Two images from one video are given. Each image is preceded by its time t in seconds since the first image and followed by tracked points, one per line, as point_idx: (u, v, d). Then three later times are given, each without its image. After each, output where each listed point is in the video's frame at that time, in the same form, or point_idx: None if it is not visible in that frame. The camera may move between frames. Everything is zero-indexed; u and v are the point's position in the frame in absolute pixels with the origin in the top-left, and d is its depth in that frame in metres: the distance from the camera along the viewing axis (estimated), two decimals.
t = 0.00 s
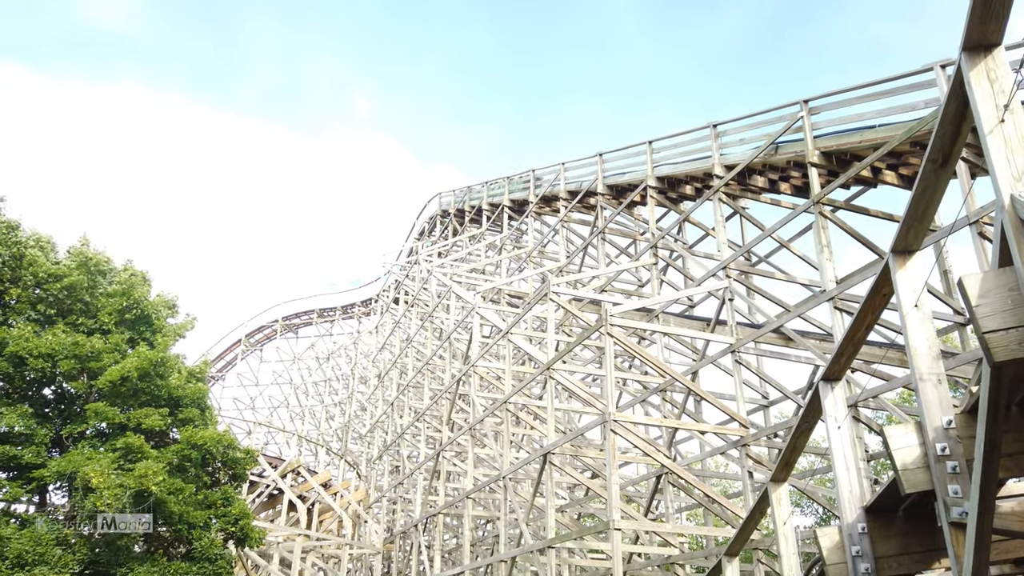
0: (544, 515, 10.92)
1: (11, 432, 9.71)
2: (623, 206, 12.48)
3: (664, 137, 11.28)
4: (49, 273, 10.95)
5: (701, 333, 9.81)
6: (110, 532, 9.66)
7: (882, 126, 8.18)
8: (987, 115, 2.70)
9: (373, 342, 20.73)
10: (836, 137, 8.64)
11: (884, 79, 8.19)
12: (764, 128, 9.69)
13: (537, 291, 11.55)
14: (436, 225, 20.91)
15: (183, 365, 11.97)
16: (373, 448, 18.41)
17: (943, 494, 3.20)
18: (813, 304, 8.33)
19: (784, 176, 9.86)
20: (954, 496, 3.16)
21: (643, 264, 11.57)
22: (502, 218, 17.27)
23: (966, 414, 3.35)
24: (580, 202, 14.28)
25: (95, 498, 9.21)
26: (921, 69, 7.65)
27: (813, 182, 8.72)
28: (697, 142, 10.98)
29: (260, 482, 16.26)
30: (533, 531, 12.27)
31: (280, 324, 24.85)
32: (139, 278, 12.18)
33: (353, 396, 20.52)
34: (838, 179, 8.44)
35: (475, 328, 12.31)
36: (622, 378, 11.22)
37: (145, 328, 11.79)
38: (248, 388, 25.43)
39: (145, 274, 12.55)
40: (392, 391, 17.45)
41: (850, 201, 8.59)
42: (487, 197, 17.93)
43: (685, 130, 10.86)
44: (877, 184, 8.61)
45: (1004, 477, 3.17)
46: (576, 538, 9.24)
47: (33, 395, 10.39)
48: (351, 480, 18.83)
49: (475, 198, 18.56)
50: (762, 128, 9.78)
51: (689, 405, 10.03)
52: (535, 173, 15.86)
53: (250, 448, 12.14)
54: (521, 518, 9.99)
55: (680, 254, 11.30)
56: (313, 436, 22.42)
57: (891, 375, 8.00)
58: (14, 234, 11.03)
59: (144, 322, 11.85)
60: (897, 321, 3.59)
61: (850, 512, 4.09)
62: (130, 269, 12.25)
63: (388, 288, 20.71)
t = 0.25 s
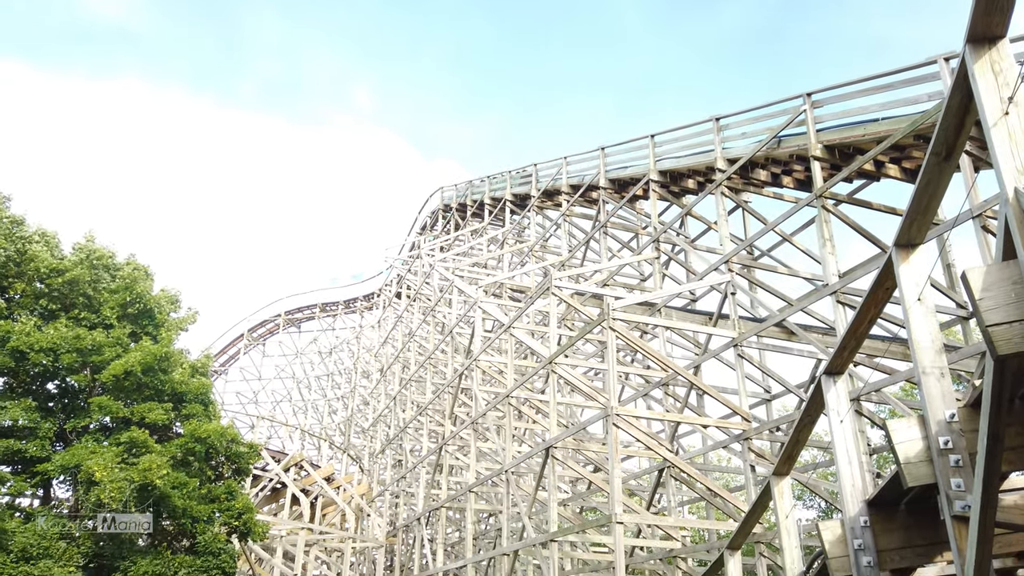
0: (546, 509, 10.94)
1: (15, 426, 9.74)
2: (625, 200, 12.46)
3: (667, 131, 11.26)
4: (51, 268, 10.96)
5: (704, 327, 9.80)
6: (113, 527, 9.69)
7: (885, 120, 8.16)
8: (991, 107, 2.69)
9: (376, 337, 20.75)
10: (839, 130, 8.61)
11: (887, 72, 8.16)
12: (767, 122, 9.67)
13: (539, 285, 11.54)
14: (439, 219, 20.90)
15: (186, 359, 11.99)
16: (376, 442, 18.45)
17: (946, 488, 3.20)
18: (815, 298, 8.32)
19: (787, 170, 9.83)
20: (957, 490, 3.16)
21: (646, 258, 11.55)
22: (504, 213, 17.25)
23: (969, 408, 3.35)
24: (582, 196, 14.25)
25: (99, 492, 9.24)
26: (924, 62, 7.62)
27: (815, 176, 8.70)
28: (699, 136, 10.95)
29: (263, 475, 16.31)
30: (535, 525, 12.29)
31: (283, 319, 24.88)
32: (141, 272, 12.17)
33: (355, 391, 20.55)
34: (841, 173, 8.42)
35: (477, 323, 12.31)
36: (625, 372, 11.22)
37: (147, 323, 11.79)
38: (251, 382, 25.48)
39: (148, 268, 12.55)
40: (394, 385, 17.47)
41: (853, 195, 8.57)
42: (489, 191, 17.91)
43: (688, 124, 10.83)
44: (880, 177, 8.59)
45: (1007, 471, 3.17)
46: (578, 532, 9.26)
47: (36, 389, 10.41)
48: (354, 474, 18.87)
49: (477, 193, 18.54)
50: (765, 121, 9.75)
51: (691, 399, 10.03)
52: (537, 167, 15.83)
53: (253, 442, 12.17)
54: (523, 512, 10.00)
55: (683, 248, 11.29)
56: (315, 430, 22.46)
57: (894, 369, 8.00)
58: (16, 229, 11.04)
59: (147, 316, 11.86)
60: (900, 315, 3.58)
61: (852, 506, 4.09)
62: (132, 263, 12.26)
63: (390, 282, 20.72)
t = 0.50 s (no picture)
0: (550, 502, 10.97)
1: (21, 420, 9.80)
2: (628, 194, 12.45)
3: (670, 124, 11.23)
4: (54, 263, 10.98)
5: (707, 321, 9.80)
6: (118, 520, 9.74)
7: (889, 112, 8.14)
8: (996, 99, 2.68)
9: (379, 331, 20.78)
10: (843, 123, 8.59)
11: (891, 65, 8.13)
12: (770, 115, 9.64)
13: (542, 279, 11.53)
14: (441, 213, 20.90)
15: (191, 353, 12.02)
16: (380, 436, 18.51)
17: (950, 481, 3.20)
18: (819, 291, 8.32)
19: (790, 164, 9.82)
20: (960, 483, 3.16)
21: (649, 252, 11.55)
22: (507, 206, 17.24)
23: (973, 401, 3.35)
24: (585, 190, 14.24)
25: (104, 485, 9.29)
26: (928, 55, 7.60)
27: (819, 169, 8.68)
28: (702, 129, 10.93)
29: (267, 469, 16.36)
30: (539, 518, 12.33)
31: (286, 313, 24.92)
32: (146, 267, 12.19)
33: (359, 385, 20.59)
34: (844, 166, 8.40)
35: (480, 317, 12.32)
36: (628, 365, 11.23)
37: (151, 317, 11.82)
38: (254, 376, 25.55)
39: (153, 263, 12.57)
40: (398, 379, 17.50)
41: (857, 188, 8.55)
42: (492, 184, 17.90)
43: (691, 117, 10.81)
44: (884, 170, 8.57)
45: (1011, 464, 3.17)
46: (582, 525, 9.28)
47: (41, 383, 10.46)
48: (358, 467, 18.93)
49: (480, 187, 18.54)
50: (768, 114, 9.73)
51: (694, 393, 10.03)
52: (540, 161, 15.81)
53: (258, 436, 12.21)
54: (526, 505, 10.02)
55: (686, 242, 11.28)
56: (319, 424, 22.53)
57: (897, 362, 7.99)
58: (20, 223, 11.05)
59: (151, 311, 11.88)
60: (905, 308, 3.58)
61: (856, 499, 4.10)
62: (136, 258, 12.28)
63: (393, 276, 20.73)
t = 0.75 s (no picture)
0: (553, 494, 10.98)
1: (25, 413, 9.83)
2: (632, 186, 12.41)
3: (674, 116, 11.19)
4: (56, 257, 10.96)
5: (711, 313, 9.78)
6: (122, 513, 9.77)
7: (894, 104, 8.09)
8: (1003, 89, 2.66)
9: (382, 324, 20.78)
10: (848, 114, 8.54)
11: (897, 56, 8.08)
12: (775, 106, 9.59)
13: (546, 272, 11.51)
14: (445, 206, 20.86)
15: (195, 346, 12.03)
16: (384, 428, 18.55)
17: (954, 473, 3.19)
18: (823, 283, 8.29)
19: (795, 155, 9.78)
20: (965, 475, 3.15)
21: (652, 245, 11.52)
22: (510, 199, 17.20)
23: (977, 393, 3.34)
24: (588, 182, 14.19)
25: (109, 478, 9.32)
26: (934, 45, 7.55)
27: (824, 161, 8.64)
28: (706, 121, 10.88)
29: (271, 461, 16.39)
30: (542, 510, 12.34)
31: (290, 306, 24.94)
32: (149, 260, 12.17)
33: (363, 377, 20.62)
34: (849, 158, 8.36)
35: (483, 309, 12.30)
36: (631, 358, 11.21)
37: (155, 311, 11.82)
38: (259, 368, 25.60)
39: (156, 256, 12.55)
40: (401, 372, 17.51)
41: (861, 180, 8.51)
42: (495, 177, 17.85)
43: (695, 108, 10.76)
44: (889, 162, 8.52)
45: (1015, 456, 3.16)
46: (585, 517, 9.29)
47: (46, 376, 10.49)
48: (362, 459, 18.97)
49: (483, 179, 18.49)
50: (772, 106, 9.68)
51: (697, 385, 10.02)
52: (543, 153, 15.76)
53: (262, 428, 12.22)
54: (530, 497, 10.03)
55: (689, 234, 11.25)
56: (323, 417, 22.57)
57: (901, 354, 7.97)
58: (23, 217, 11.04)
59: (155, 304, 11.88)
60: (909, 300, 3.56)
61: (859, 491, 4.09)
62: (140, 251, 12.27)
63: (397, 269, 20.71)
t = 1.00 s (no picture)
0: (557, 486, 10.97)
1: (30, 405, 9.86)
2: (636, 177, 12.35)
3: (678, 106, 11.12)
4: (59, 250, 10.97)
5: (715, 305, 9.74)
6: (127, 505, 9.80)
7: (901, 93, 8.01)
8: (1011, 77, 2.62)
9: (386, 316, 20.77)
10: (854, 104, 8.47)
11: (903, 45, 8.00)
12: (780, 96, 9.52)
13: (549, 264, 11.47)
14: (448, 198, 20.82)
15: (199, 339, 12.05)
16: (388, 420, 18.56)
17: (960, 465, 3.16)
18: (829, 275, 8.24)
19: (800, 146, 9.71)
20: (971, 466, 3.12)
21: (657, 236, 11.47)
22: (514, 190, 17.15)
23: (984, 384, 3.30)
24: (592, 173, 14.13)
25: (114, 469, 9.35)
26: (942, 34, 7.47)
27: (829, 151, 8.57)
28: (711, 111, 10.82)
29: (276, 453, 16.44)
30: (546, 502, 12.35)
31: (294, 298, 24.95)
32: (153, 253, 12.17)
33: (367, 370, 20.63)
34: (855, 148, 8.29)
35: (487, 301, 12.27)
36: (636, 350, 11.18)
37: (159, 303, 11.82)
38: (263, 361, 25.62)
39: (160, 248, 12.56)
40: (405, 364, 17.51)
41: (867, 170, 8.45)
42: (499, 169, 17.79)
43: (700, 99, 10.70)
44: (895, 152, 8.45)
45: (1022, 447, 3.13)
46: (589, 509, 9.28)
47: (51, 368, 10.52)
48: (366, 451, 19.00)
49: (487, 171, 18.43)
50: (778, 96, 9.61)
51: (702, 377, 9.99)
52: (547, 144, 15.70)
53: (266, 420, 12.24)
54: (534, 489, 10.02)
55: (694, 226, 11.20)
56: (328, 409, 22.61)
57: (907, 345, 7.92)
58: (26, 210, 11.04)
59: (158, 297, 11.88)
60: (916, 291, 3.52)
61: (865, 483, 4.06)
62: (144, 244, 12.28)
63: (400, 261, 20.69)
